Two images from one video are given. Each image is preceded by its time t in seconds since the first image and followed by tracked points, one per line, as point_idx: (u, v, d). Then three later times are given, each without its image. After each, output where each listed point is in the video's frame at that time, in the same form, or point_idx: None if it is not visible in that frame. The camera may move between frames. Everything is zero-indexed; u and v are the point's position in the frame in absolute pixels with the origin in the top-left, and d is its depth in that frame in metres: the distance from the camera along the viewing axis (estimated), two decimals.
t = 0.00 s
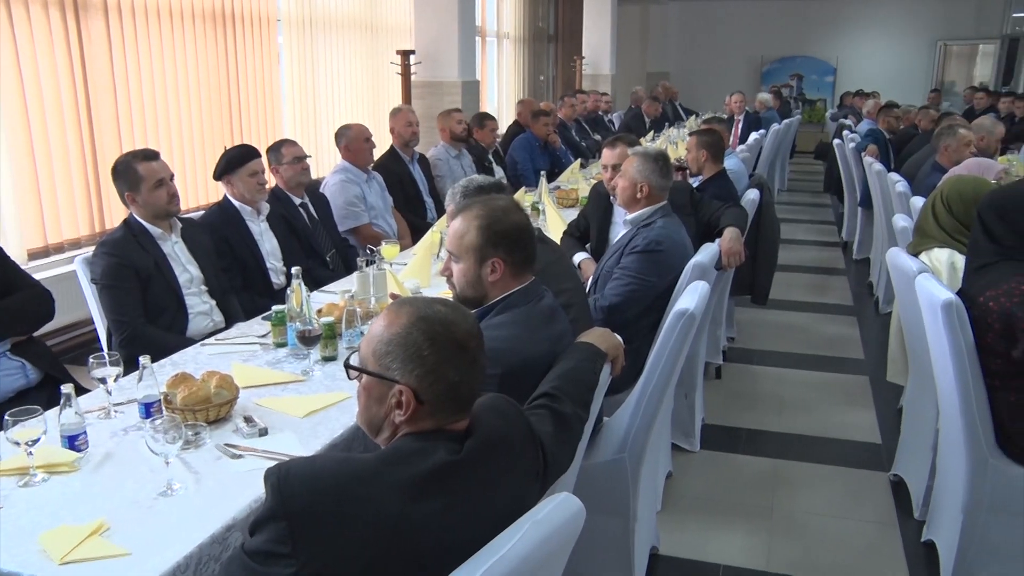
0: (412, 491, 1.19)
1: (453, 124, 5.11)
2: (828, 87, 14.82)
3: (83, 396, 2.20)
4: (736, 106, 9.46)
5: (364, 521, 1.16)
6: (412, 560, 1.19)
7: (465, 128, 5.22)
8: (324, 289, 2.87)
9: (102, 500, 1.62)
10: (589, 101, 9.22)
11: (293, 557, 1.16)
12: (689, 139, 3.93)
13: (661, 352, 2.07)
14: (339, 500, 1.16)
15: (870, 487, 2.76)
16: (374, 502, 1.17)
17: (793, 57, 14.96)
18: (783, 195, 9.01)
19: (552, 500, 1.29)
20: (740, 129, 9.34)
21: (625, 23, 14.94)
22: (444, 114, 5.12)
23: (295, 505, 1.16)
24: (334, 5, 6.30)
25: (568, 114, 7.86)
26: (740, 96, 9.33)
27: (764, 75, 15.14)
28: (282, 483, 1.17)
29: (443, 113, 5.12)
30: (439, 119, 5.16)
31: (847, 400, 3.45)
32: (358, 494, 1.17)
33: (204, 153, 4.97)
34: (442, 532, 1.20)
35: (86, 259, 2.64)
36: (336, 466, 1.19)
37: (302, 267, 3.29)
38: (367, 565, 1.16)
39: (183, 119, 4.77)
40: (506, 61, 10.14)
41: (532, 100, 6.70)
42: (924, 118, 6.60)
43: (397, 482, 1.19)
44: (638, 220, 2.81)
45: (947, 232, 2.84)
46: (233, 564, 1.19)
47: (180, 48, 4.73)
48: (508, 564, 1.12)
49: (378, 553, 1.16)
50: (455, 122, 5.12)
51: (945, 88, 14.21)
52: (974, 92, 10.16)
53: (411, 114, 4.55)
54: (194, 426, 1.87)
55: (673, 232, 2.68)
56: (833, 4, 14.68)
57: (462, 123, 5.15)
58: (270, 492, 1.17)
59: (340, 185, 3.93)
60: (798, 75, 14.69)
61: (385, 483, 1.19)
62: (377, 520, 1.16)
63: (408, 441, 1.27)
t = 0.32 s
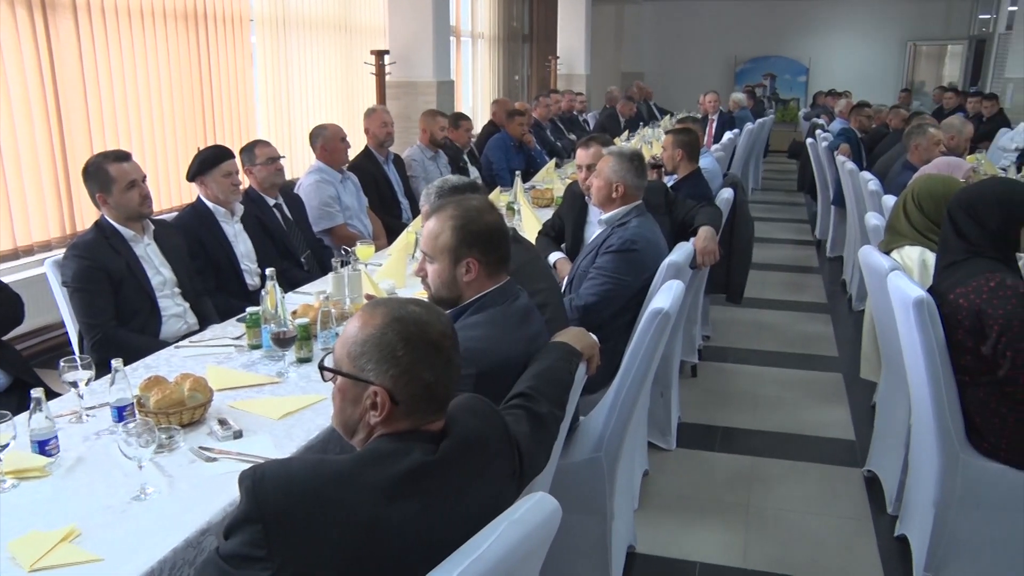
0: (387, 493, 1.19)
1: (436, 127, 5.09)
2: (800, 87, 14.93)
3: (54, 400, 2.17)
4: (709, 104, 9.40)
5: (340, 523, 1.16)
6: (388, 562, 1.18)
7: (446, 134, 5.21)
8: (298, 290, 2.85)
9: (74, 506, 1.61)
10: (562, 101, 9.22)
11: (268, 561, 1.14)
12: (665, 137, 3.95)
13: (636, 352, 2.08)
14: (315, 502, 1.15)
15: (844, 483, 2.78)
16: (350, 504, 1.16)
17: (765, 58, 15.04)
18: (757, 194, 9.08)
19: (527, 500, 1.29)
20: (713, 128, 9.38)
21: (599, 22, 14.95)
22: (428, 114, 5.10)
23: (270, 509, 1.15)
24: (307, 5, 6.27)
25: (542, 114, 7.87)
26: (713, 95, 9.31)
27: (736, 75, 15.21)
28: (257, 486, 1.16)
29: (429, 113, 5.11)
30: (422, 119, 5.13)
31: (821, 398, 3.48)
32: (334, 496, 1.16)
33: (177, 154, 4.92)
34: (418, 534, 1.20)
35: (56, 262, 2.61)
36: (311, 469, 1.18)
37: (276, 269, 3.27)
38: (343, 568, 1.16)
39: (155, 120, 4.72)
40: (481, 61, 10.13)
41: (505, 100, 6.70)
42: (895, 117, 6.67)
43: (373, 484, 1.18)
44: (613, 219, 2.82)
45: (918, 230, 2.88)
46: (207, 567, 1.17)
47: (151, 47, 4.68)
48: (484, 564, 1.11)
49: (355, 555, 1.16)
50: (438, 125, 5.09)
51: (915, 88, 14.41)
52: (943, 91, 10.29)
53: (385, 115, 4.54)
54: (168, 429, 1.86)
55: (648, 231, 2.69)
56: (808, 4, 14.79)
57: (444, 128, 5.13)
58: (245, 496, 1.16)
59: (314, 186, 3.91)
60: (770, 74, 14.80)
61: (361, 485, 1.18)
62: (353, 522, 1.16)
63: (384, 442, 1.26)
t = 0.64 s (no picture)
0: (362, 495, 1.18)
1: (419, 134, 5.06)
2: (774, 87, 15.03)
3: (25, 404, 2.15)
4: (685, 104, 9.49)
5: (315, 525, 1.15)
6: (364, 563, 1.18)
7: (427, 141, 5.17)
8: (274, 291, 2.84)
9: (46, 511, 1.59)
10: (538, 100, 9.22)
11: (243, 563, 1.14)
12: (640, 137, 3.97)
13: (613, 350, 2.08)
14: (290, 504, 1.15)
15: (819, 479, 2.81)
16: (326, 506, 1.16)
17: (740, 57, 15.12)
18: (732, 193, 9.13)
19: (505, 499, 1.29)
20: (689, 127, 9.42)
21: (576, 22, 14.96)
22: (415, 120, 5.03)
23: (244, 512, 1.14)
24: (281, 5, 6.24)
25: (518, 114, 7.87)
26: (688, 95, 9.38)
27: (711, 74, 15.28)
28: (230, 489, 1.15)
29: (415, 119, 5.04)
30: (408, 122, 5.06)
31: (796, 395, 3.51)
32: (310, 498, 1.16)
33: (149, 154, 4.87)
34: (393, 534, 1.20)
35: (26, 264, 2.58)
36: (284, 472, 1.18)
37: (251, 270, 3.25)
38: (318, 569, 1.15)
39: (127, 120, 4.67)
40: (456, 61, 10.11)
41: (481, 100, 6.69)
42: (868, 116, 6.74)
43: (348, 485, 1.18)
44: (589, 218, 2.83)
45: (890, 228, 2.91)
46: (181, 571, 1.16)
47: (122, 46, 4.63)
48: (462, 563, 1.11)
49: (330, 557, 1.16)
50: (421, 133, 5.05)
51: (886, 87, 14.59)
52: (913, 91, 10.43)
53: (360, 115, 4.52)
54: (142, 433, 1.84)
55: (623, 230, 2.70)
56: (784, 3, 14.89)
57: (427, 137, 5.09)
58: (218, 499, 1.15)
59: (289, 187, 3.90)
60: (744, 74, 14.88)
61: (336, 486, 1.18)
62: (328, 523, 1.16)
63: (358, 443, 1.26)
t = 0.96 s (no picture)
0: (339, 496, 1.18)
1: (395, 134, 5.05)
2: (751, 86, 15.12)
3: None
4: (662, 104, 9.53)
5: (291, 527, 1.14)
6: (340, 566, 1.17)
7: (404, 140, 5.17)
8: (250, 293, 2.82)
9: (19, 516, 1.57)
10: (515, 100, 9.21)
11: (219, 566, 1.13)
12: (615, 138, 3.98)
13: (591, 349, 2.08)
14: (265, 506, 1.14)
15: (797, 476, 2.82)
16: (303, 507, 1.15)
17: (717, 57, 15.19)
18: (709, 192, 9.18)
19: (483, 500, 1.29)
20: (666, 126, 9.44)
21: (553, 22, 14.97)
22: (391, 121, 5.04)
23: (220, 514, 1.13)
24: (256, 5, 6.20)
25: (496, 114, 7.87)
26: (666, 94, 9.42)
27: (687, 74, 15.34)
28: (207, 492, 1.14)
29: (391, 120, 5.04)
30: (384, 123, 5.06)
31: (774, 393, 3.53)
32: (286, 500, 1.15)
33: (124, 155, 4.83)
34: (370, 536, 1.19)
35: None
36: (261, 473, 1.17)
37: (227, 272, 3.23)
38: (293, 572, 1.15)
39: (100, 120, 4.63)
40: (432, 61, 10.09)
41: (458, 100, 6.69)
42: (843, 116, 6.79)
43: (325, 487, 1.17)
44: (567, 218, 2.83)
45: (864, 226, 2.94)
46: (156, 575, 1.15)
47: (95, 46, 4.58)
48: (441, 563, 1.10)
49: (307, 559, 1.15)
50: (398, 133, 5.05)
51: (861, 87, 14.75)
52: (888, 90, 10.53)
53: (337, 115, 4.51)
54: (117, 436, 1.83)
55: (601, 230, 2.71)
56: (762, 4, 14.98)
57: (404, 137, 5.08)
58: (195, 501, 1.14)
59: (266, 188, 3.88)
60: (722, 74, 14.96)
61: (312, 488, 1.17)
62: (305, 525, 1.15)
63: (334, 445, 1.25)
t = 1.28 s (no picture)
0: (317, 498, 1.17)
1: (369, 133, 5.02)
2: (728, 85, 15.20)
3: None
4: (640, 103, 9.56)
5: (269, 529, 1.14)
6: (318, 568, 1.17)
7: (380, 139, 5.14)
8: (228, 295, 2.80)
9: None
10: (493, 100, 9.21)
11: (194, 569, 1.12)
12: (590, 141, 3.96)
13: (570, 349, 2.08)
14: (244, 508, 1.13)
15: (776, 473, 2.84)
16: (281, 510, 1.15)
17: (694, 57, 15.26)
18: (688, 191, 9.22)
19: (462, 500, 1.28)
20: (644, 126, 9.45)
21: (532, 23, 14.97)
22: (365, 121, 5.02)
23: (198, 517, 1.12)
24: (232, 5, 6.16)
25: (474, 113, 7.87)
26: (643, 94, 9.45)
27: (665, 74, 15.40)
28: (183, 495, 1.13)
29: (365, 120, 5.02)
30: (359, 124, 5.04)
31: (753, 390, 3.55)
32: (264, 503, 1.15)
33: (99, 157, 4.78)
34: (349, 538, 1.19)
35: None
36: (239, 476, 1.16)
37: (205, 273, 3.20)
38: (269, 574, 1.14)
39: (74, 121, 4.58)
40: (410, 61, 10.07)
41: (437, 100, 6.68)
42: (819, 115, 6.85)
43: (304, 488, 1.17)
44: (545, 218, 2.83)
45: (841, 225, 2.96)
46: None
47: (68, 46, 4.53)
48: (421, 565, 1.10)
49: (286, 561, 1.14)
50: (372, 132, 5.02)
51: (838, 87, 14.89)
52: (863, 89, 10.62)
53: (315, 115, 4.49)
54: (92, 440, 1.81)
55: (579, 229, 2.71)
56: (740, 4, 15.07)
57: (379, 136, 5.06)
58: (171, 504, 1.13)
59: (243, 189, 3.85)
60: (699, 74, 15.04)
61: (290, 490, 1.16)
62: (283, 528, 1.14)
63: (312, 446, 1.24)
